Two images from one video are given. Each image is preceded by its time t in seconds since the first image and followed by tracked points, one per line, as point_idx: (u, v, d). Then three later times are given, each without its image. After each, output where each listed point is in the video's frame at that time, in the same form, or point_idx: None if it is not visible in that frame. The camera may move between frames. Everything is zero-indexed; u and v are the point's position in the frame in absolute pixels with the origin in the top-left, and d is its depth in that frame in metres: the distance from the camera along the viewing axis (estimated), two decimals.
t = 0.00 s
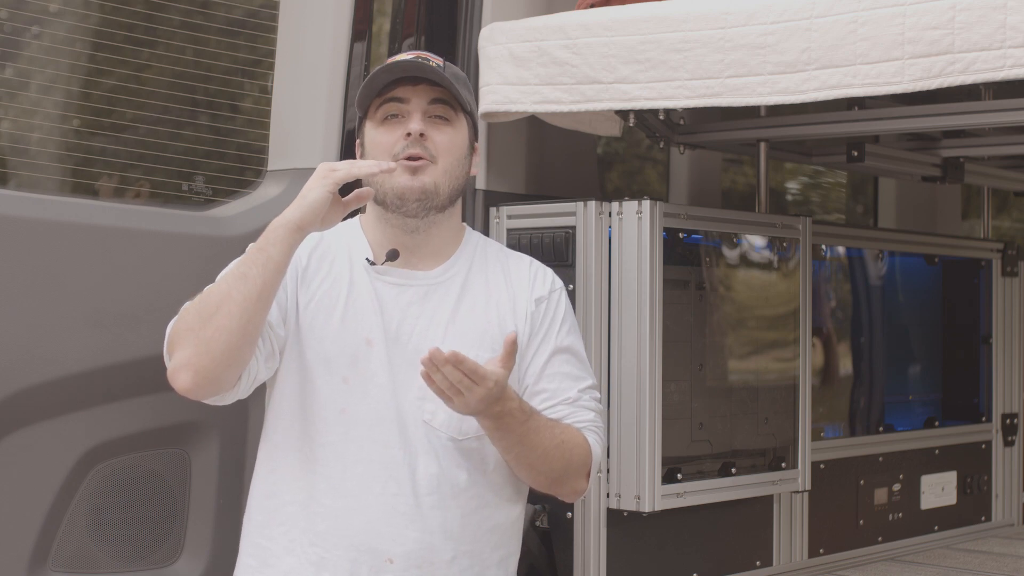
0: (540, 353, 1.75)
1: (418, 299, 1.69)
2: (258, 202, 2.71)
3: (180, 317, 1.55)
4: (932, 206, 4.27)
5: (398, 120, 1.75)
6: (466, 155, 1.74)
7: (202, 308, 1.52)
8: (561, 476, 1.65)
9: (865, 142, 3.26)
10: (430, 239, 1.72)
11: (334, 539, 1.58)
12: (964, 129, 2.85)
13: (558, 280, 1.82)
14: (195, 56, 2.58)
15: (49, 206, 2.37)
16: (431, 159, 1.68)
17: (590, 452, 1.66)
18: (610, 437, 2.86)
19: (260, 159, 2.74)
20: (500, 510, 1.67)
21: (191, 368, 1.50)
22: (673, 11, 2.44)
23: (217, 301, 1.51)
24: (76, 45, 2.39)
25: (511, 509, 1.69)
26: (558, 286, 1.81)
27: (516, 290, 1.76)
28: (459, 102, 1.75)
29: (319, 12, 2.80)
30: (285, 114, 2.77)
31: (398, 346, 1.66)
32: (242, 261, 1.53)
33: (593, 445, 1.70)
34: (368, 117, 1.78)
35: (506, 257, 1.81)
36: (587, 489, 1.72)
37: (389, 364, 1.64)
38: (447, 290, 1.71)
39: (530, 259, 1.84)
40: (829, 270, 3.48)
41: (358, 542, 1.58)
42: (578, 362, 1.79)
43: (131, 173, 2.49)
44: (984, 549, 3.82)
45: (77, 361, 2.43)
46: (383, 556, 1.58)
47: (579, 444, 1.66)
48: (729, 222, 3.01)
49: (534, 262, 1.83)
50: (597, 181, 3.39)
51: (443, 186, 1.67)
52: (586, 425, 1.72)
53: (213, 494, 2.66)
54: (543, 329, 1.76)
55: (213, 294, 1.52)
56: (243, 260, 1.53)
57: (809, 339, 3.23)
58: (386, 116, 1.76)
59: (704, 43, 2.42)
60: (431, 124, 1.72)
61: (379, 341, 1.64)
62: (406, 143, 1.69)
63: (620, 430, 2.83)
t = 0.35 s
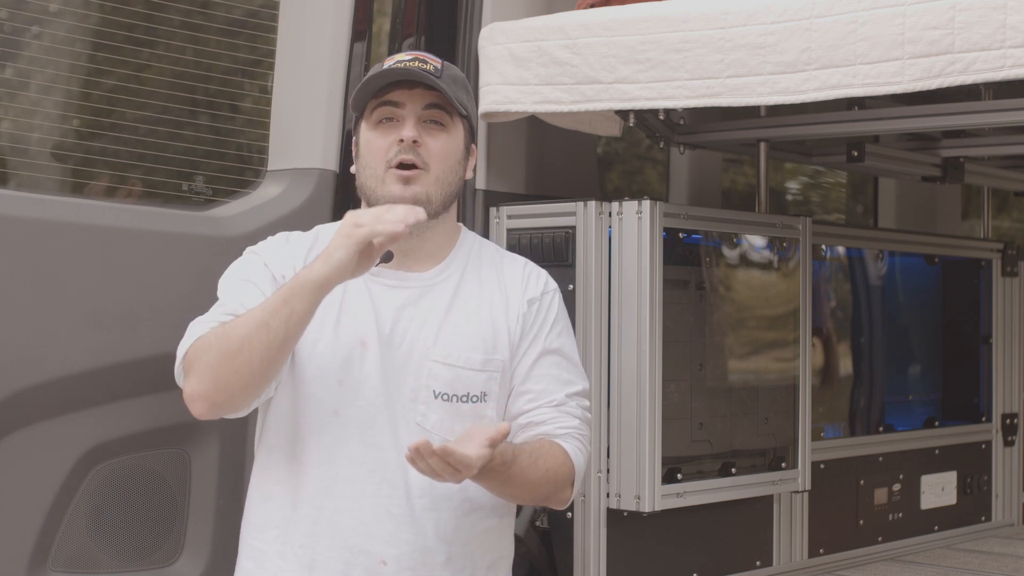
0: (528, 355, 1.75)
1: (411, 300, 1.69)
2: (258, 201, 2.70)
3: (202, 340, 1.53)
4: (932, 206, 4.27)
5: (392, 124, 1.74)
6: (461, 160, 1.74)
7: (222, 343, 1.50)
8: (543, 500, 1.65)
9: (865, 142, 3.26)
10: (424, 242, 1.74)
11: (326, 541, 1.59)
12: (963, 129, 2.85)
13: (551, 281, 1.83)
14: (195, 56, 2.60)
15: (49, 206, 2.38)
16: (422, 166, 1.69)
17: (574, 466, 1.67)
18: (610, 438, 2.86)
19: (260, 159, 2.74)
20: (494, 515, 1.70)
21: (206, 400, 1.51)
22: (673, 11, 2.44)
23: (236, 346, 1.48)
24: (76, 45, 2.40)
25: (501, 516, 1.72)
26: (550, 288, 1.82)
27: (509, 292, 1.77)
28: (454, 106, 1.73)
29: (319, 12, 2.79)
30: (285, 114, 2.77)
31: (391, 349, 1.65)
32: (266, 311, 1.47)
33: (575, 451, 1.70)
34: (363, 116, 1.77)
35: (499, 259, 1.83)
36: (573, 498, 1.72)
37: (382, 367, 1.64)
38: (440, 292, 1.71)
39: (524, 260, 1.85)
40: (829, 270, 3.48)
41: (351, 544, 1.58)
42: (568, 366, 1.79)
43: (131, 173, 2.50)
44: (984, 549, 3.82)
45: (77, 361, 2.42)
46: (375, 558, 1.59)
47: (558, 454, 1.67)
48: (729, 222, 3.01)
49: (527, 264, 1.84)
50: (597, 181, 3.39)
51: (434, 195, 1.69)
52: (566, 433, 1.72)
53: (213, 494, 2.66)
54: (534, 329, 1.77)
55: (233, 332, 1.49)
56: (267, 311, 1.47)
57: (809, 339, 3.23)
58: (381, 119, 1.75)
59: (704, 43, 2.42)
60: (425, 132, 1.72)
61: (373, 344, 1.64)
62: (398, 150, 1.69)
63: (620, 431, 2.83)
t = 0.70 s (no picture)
0: (529, 352, 1.76)
1: (408, 301, 1.70)
2: (258, 201, 2.70)
3: (189, 332, 1.56)
4: (931, 206, 4.27)
5: (402, 126, 1.74)
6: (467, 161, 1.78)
7: (209, 332, 1.53)
8: (554, 481, 1.65)
9: (865, 142, 3.26)
10: (425, 241, 1.75)
11: (326, 543, 1.59)
12: (963, 129, 2.85)
13: (550, 278, 1.83)
14: (195, 56, 2.60)
15: (49, 206, 2.37)
16: (438, 167, 1.70)
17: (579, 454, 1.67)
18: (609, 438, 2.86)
19: (260, 159, 2.74)
20: (496, 514, 1.70)
21: (196, 393, 1.53)
22: (673, 11, 2.44)
23: (224, 331, 1.51)
24: (77, 45, 2.40)
25: (505, 511, 1.71)
26: (550, 284, 1.82)
27: (507, 290, 1.77)
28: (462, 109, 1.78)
29: (319, 12, 2.77)
30: (285, 114, 2.77)
31: (389, 350, 1.66)
32: (249, 293, 1.52)
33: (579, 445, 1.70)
34: (366, 118, 1.76)
35: (499, 257, 1.83)
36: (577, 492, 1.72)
37: (380, 368, 1.64)
38: (438, 291, 1.71)
39: (523, 257, 1.85)
40: (829, 270, 3.48)
41: (350, 546, 1.59)
42: (570, 362, 1.79)
43: (131, 174, 2.50)
44: (984, 549, 3.82)
45: (77, 361, 2.42)
46: (375, 560, 1.59)
47: (564, 442, 1.67)
48: (729, 222, 3.01)
49: (527, 261, 1.84)
50: (597, 181, 3.39)
51: (449, 193, 1.70)
52: (573, 425, 1.72)
53: (213, 494, 2.66)
54: (533, 327, 1.77)
55: (220, 320, 1.53)
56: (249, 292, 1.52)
57: (809, 339, 3.23)
58: (389, 121, 1.74)
59: (704, 43, 2.42)
60: (437, 133, 1.74)
61: (371, 344, 1.64)
62: (414, 152, 1.70)
63: (619, 431, 2.83)
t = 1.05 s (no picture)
0: (526, 353, 1.76)
1: (410, 301, 1.70)
2: (258, 201, 2.70)
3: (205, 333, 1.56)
4: (931, 206, 4.27)
5: (394, 130, 1.76)
6: (461, 163, 1.77)
7: (226, 335, 1.52)
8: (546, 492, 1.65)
9: (865, 142, 3.26)
10: (423, 242, 1.75)
11: (327, 543, 1.59)
12: (963, 129, 2.85)
13: (549, 280, 1.84)
14: (195, 56, 2.60)
15: (49, 206, 2.37)
16: (427, 173, 1.72)
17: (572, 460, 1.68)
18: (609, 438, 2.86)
19: (260, 159, 2.74)
20: (496, 515, 1.70)
21: (210, 394, 1.53)
22: (673, 11, 2.44)
23: (241, 335, 1.50)
24: (77, 45, 2.40)
25: (505, 513, 1.72)
26: (548, 286, 1.82)
27: (507, 291, 1.78)
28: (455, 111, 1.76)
29: (319, 12, 2.77)
30: (285, 114, 2.76)
31: (391, 352, 1.66)
32: (267, 299, 1.51)
33: (572, 448, 1.70)
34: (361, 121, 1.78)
35: (497, 258, 1.83)
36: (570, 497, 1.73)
37: (382, 368, 1.64)
38: (438, 293, 1.72)
39: (522, 259, 1.86)
40: (829, 270, 3.48)
41: (352, 546, 1.59)
42: (566, 365, 1.80)
43: (131, 173, 2.50)
44: (984, 549, 3.82)
45: (77, 361, 2.42)
46: (376, 560, 1.59)
47: (560, 450, 1.67)
48: (729, 222, 3.01)
49: (525, 262, 1.85)
50: (597, 181, 3.39)
51: (438, 197, 1.71)
52: (566, 428, 1.72)
53: (213, 494, 2.66)
54: (531, 328, 1.77)
55: (237, 324, 1.52)
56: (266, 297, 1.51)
57: (809, 339, 3.23)
58: (380, 125, 1.76)
59: (704, 43, 2.42)
60: (427, 137, 1.74)
61: (373, 345, 1.64)
62: (401, 157, 1.72)
63: (619, 431, 2.83)
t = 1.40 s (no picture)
0: (524, 354, 1.76)
1: (406, 303, 1.70)
2: (258, 201, 2.70)
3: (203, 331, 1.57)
4: (931, 206, 4.27)
5: (391, 125, 1.76)
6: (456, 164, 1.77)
7: (221, 337, 1.53)
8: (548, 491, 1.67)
9: (865, 142, 3.26)
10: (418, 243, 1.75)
11: (325, 544, 1.59)
12: (963, 129, 2.85)
13: (546, 279, 1.84)
14: (195, 56, 2.60)
15: (49, 206, 2.37)
16: (420, 170, 1.72)
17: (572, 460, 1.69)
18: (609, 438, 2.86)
19: (260, 159, 2.74)
20: (493, 514, 1.70)
21: (206, 398, 1.54)
22: (673, 11, 2.44)
23: (236, 338, 1.51)
24: (77, 45, 2.40)
25: (502, 514, 1.72)
26: (546, 286, 1.82)
27: (504, 292, 1.78)
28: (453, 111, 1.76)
29: (319, 12, 2.77)
30: (285, 114, 2.76)
31: (387, 353, 1.66)
32: (260, 301, 1.51)
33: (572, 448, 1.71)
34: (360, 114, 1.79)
35: (495, 258, 1.83)
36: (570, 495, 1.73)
37: (378, 369, 1.64)
38: (434, 294, 1.72)
39: (519, 258, 1.86)
40: (829, 270, 3.48)
41: (350, 547, 1.59)
42: (564, 365, 1.80)
43: (131, 173, 2.50)
44: (984, 549, 3.82)
45: (77, 361, 2.42)
46: (374, 561, 1.59)
47: (560, 450, 1.68)
48: (729, 222, 3.01)
49: (522, 262, 1.85)
50: (597, 181, 3.39)
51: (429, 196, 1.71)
52: (566, 429, 1.73)
53: (213, 494, 2.66)
54: (529, 329, 1.77)
55: (232, 327, 1.53)
56: (258, 300, 1.52)
57: (809, 339, 3.23)
58: (378, 119, 1.77)
59: (704, 43, 2.42)
60: (423, 134, 1.74)
61: (370, 346, 1.64)
62: (395, 152, 1.72)
63: (619, 431, 2.83)
